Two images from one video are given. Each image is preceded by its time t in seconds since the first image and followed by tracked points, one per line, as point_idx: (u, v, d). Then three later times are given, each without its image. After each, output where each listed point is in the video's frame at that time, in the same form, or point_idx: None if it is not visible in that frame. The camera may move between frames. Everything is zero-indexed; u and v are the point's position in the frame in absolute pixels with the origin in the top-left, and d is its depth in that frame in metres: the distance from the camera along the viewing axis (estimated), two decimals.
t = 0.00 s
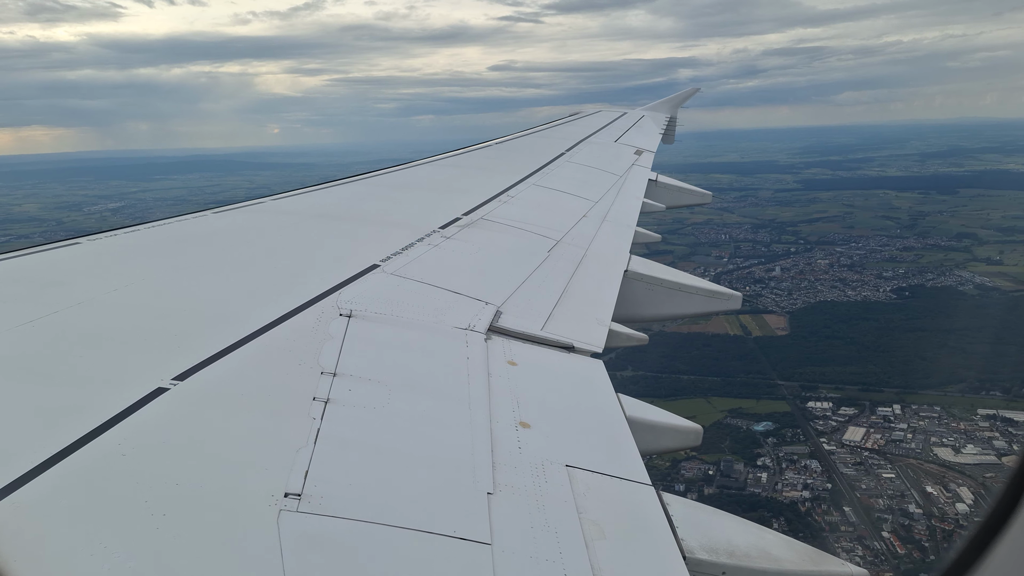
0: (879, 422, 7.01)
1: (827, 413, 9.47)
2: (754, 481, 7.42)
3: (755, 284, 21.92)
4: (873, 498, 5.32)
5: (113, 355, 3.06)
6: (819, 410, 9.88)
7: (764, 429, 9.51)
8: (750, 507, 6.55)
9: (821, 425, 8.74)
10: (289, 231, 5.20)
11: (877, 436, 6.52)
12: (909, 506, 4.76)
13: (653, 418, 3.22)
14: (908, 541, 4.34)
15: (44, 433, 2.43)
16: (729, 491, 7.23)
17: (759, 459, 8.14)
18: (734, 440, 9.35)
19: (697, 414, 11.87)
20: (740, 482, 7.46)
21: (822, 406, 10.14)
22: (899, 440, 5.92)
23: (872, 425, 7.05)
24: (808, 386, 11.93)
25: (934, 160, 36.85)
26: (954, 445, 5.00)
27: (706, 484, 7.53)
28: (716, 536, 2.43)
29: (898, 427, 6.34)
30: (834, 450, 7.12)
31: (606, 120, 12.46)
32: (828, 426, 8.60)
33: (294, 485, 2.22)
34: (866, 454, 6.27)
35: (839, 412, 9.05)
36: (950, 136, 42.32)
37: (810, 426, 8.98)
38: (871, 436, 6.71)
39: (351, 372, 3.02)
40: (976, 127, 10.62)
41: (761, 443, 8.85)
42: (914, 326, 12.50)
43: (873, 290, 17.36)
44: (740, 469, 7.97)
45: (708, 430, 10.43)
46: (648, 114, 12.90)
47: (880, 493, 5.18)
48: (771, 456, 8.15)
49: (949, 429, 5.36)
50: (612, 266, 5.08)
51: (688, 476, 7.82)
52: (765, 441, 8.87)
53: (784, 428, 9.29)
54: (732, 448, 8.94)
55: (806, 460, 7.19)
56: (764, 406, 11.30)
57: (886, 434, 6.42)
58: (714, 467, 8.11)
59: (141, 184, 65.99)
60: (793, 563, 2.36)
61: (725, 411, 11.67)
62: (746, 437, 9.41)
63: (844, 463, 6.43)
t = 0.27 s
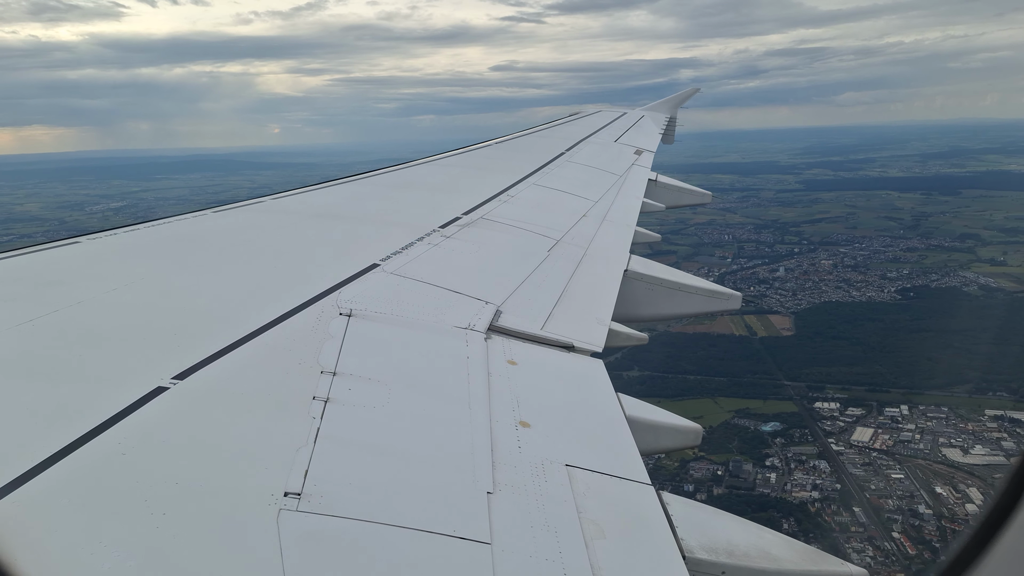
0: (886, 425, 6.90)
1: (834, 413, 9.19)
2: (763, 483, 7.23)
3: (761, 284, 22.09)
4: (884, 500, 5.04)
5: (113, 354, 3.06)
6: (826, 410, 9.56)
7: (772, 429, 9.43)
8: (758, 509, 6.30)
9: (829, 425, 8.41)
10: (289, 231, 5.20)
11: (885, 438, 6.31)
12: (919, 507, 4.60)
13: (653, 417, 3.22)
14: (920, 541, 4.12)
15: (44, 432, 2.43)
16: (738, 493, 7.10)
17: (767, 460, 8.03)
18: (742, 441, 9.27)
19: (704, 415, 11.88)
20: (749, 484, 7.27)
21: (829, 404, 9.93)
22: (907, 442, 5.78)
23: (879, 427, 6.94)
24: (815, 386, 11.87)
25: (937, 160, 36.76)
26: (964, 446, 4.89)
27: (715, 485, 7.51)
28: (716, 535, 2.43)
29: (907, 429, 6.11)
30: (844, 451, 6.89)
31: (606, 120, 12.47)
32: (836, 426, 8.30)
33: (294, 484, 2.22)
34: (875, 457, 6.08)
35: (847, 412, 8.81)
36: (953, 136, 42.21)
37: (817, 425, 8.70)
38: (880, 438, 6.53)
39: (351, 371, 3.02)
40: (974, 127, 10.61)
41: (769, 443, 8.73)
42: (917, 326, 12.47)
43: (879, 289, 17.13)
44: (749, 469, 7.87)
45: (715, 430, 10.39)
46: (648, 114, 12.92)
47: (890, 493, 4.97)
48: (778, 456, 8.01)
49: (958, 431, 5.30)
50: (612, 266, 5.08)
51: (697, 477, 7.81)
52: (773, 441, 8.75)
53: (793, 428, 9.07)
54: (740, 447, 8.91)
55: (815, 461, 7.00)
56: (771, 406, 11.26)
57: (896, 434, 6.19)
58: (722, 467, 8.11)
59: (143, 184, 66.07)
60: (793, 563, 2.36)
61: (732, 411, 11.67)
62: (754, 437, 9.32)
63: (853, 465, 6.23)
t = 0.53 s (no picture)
0: (892, 424, 6.62)
1: (843, 413, 9.34)
2: (773, 482, 7.28)
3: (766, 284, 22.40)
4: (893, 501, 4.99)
5: (113, 352, 3.06)
6: (833, 410, 9.77)
7: (781, 430, 9.44)
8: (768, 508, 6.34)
9: (837, 426, 8.56)
10: (289, 230, 5.20)
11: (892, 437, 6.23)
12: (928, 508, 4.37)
13: (653, 416, 3.22)
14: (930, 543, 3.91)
15: (44, 429, 2.44)
16: (749, 493, 7.20)
17: (776, 460, 8.03)
18: (750, 441, 9.21)
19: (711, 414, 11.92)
20: (759, 483, 7.38)
21: (837, 406, 10.03)
22: (915, 443, 5.54)
23: (886, 428, 6.64)
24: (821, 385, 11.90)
25: (940, 160, 36.70)
26: (971, 445, 4.27)
27: (725, 484, 7.56)
28: (716, 534, 2.43)
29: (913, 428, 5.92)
30: (854, 455, 6.82)
31: (606, 119, 12.48)
32: (843, 427, 8.49)
33: (293, 482, 2.22)
34: (883, 457, 5.94)
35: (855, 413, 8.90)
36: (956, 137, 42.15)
37: (826, 426, 8.84)
38: (888, 438, 6.37)
39: (351, 369, 3.02)
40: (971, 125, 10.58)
41: (776, 444, 8.72)
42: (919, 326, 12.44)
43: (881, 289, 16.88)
44: (758, 469, 7.90)
45: (723, 432, 10.21)
46: (647, 113, 12.93)
47: (898, 495, 4.87)
48: (788, 456, 8.03)
49: (961, 425, 4.84)
50: (612, 265, 5.08)
51: (706, 477, 7.81)
52: (781, 442, 8.74)
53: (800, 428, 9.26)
54: (748, 447, 8.87)
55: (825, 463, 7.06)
56: (778, 406, 11.31)
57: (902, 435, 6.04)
58: (731, 467, 8.13)
59: (145, 184, 66.03)
60: (793, 562, 2.36)
61: (738, 411, 11.64)
62: (762, 437, 9.34)
63: (862, 465, 6.31)
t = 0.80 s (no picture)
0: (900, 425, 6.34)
1: (849, 413, 8.95)
2: (780, 484, 6.99)
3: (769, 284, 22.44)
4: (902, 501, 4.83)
5: (113, 352, 3.07)
6: (840, 410, 9.38)
7: (788, 429, 9.20)
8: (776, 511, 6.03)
9: (845, 427, 8.16)
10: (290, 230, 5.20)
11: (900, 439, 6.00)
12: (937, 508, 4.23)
13: (652, 416, 3.22)
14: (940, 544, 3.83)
15: (44, 429, 2.44)
16: (756, 496, 6.93)
17: (784, 460, 7.78)
18: (759, 441, 9.03)
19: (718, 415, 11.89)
20: (766, 485, 7.09)
21: (845, 405, 9.74)
22: (923, 444, 5.37)
23: (893, 428, 6.38)
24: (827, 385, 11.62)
25: (942, 160, 36.62)
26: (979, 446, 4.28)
27: (733, 485, 7.48)
28: (715, 534, 2.43)
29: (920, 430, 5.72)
30: (860, 453, 6.61)
31: (606, 119, 12.49)
32: (852, 427, 8.09)
33: (293, 482, 2.22)
34: (891, 458, 5.73)
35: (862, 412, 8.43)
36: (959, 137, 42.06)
37: (833, 426, 8.49)
38: (897, 438, 6.13)
39: (350, 369, 3.02)
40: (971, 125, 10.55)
41: (785, 444, 8.43)
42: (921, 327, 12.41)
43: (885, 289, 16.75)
44: (767, 471, 7.64)
45: (730, 432, 10.13)
46: (647, 114, 12.93)
47: (907, 494, 4.73)
48: (795, 456, 7.77)
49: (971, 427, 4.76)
50: (611, 265, 5.08)
51: (714, 478, 7.78)
52: (789, 443, 8.45)
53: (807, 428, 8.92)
54: (756, 448, 8.69)
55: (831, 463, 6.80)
56: (784, 407, 11.15)
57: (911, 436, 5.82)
58: (739, 467, 8.10)
59: (146, 184, 66.09)
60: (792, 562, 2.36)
61: (746, 414, 11.46)
62: (770, 437, 9.12)
63: (869, 464, 6.03)
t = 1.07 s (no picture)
0: (908, 426, 6.20)
1: (855, 413, 8.58)
2: (789, 483, 6.96)
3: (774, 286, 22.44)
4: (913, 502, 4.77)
5: (113, 355, 3.06)
6: (847, 410, 9.00)
7: (796, 430, 9.12)
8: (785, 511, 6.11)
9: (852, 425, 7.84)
10: (290, 232, 5.20)
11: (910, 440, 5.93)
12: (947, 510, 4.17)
13: (652, 419, 3.21)
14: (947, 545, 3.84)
15: (43, 433, 2.43)
16: (766, 497, 6.97)
17: (793, 460, 7.73)
18: (766, 441, 9.12)
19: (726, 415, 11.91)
20: (775, 485, 7.12)
21: (851, 402, 9.46)
22: (931, 443, 5.25)
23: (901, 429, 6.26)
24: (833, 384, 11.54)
25: (945, 160, 36.57)
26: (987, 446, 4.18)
27: (741, 484, 7.61)
28: (713, 537, 2.43)
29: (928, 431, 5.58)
30: (869, 451, 6.50)
31: (606, 121, 12.49)
32: (858, 426, 7.66)
33: (292, 485, 2.22)
34: (899, 458, 5.68)
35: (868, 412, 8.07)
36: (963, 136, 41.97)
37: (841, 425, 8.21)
38: (905, 439, 6.02)
39: (349, 372, 3.02)
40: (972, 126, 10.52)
41: (793, 445, 8.35)
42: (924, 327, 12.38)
43: (890, 289, 16.61)
44: (775, 471, 7.70)
45: (737, 432, 10.29)
46: (647, 117, 12.93)
47: (916, 495, 4.70)
48: (804, 456, 7.70)
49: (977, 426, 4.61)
50: (611, 268, 5.08)
51: (724, 477, 7.93)
52: (796, 442, 8.41)
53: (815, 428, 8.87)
54: (764, 447, 8.80)
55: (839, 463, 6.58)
56: (791, 407, 11.04)
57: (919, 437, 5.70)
58: (747, 467, 8.18)
59: (149, 184, 66.09)
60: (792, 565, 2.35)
61: (754, 413, 11.49)
62: (778, 438, 9.12)
63: (878, 464, 5.93)
